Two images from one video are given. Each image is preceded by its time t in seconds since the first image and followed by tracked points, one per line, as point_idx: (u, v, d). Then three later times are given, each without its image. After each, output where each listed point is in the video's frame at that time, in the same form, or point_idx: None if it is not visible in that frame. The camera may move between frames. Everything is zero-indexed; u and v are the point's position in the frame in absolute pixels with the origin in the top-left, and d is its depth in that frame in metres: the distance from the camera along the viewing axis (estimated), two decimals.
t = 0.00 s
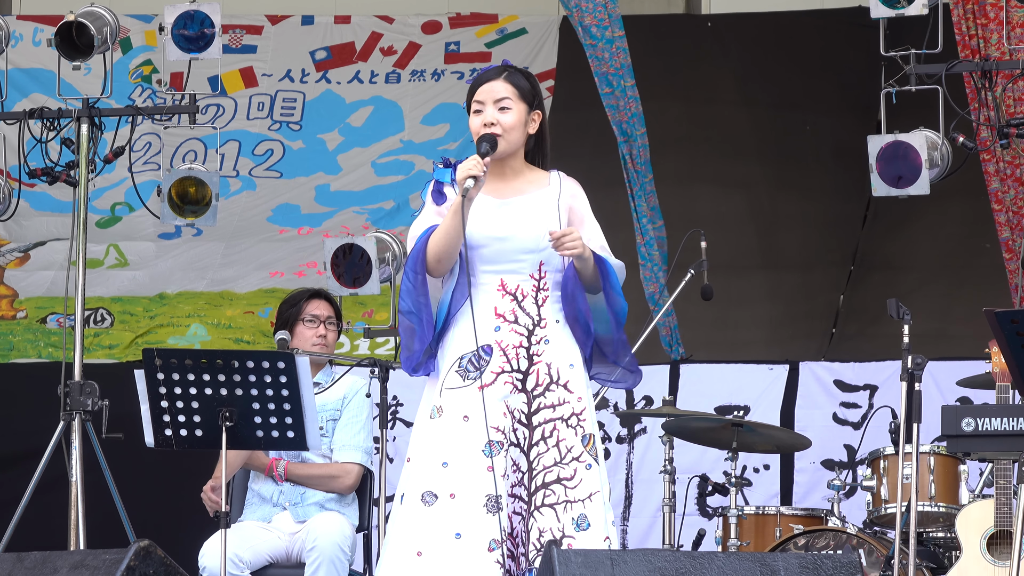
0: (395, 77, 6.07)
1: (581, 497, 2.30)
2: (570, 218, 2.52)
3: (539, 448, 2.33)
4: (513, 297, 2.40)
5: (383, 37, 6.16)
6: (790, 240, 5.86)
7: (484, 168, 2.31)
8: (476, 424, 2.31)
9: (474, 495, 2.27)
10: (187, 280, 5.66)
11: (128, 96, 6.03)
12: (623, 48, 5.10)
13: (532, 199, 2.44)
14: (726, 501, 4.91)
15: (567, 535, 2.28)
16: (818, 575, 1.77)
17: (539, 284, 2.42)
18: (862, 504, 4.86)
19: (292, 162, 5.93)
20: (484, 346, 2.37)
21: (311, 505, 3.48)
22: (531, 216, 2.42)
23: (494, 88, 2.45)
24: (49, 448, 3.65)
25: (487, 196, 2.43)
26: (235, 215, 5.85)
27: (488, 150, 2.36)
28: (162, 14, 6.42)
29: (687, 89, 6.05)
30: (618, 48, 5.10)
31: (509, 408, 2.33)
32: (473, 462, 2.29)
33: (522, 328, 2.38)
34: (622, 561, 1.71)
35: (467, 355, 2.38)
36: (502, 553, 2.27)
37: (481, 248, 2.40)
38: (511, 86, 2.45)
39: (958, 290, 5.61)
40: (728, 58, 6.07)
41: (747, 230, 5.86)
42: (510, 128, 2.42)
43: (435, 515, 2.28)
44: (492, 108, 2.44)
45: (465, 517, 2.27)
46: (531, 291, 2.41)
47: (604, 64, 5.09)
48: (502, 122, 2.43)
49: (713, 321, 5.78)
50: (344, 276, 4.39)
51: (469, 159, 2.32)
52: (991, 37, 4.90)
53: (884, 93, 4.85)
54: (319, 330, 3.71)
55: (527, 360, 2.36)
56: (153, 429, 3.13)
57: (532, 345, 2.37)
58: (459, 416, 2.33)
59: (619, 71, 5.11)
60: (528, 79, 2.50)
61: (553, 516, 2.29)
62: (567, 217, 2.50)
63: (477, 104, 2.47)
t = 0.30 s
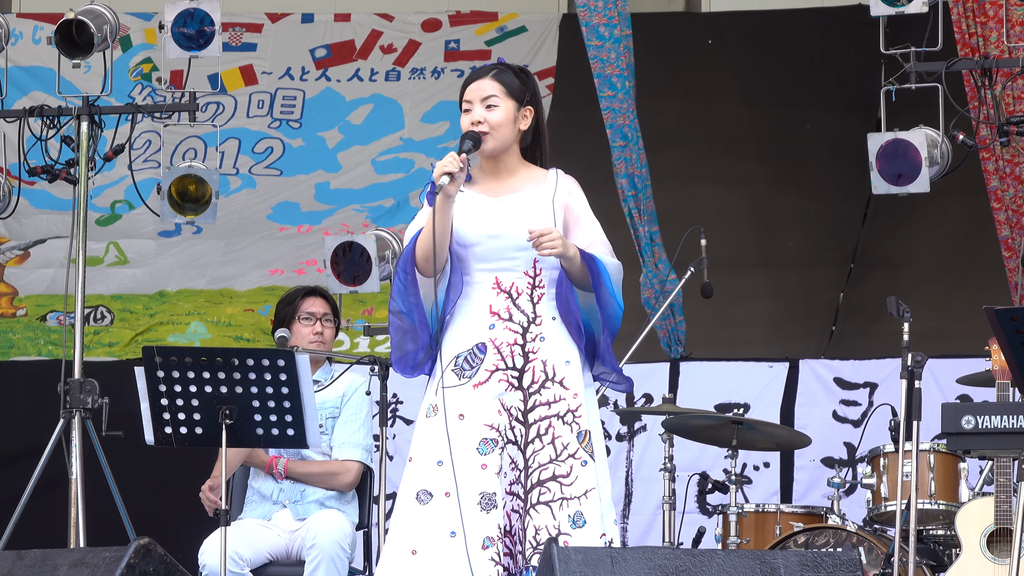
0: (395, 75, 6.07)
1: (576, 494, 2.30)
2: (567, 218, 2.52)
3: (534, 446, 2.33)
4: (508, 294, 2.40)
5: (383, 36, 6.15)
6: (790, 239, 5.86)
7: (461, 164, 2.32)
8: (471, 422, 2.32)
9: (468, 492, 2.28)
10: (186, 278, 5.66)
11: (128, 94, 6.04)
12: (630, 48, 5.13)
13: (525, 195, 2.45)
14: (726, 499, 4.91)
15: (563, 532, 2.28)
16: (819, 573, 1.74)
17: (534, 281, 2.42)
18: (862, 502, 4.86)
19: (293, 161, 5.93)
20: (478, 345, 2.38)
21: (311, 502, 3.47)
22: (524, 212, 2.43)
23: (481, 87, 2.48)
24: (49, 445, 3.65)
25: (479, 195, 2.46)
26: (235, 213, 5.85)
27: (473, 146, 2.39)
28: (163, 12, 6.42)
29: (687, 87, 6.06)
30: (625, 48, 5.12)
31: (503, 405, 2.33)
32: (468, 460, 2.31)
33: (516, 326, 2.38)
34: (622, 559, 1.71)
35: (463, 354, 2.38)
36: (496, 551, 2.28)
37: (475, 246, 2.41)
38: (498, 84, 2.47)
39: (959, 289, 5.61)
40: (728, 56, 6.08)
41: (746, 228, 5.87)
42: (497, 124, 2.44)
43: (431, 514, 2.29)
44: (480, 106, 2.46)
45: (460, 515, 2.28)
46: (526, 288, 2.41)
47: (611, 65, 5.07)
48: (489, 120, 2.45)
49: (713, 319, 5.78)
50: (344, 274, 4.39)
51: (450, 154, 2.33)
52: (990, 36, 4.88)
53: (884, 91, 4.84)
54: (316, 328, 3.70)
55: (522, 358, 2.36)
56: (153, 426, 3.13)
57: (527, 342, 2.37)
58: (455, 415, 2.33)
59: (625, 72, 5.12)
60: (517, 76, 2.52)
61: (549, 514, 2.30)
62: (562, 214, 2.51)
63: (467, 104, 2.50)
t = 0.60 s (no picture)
0: (395, 73, 6.07)
1: (573, 492, 2.30)
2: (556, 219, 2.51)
3: (530, 444, 2.35)
4: (503, 293, 2.41)
5: (383, 33, 6.15)
6: (790, 237, 5.86)
7: (441, 165, 2.31)
8: (466, 421, 2.31)
9: (462, 491, 2.27)
10: (186, 276, 5.66)
11: (128, 92, 6.04)
12: (633, 47, 5.13)
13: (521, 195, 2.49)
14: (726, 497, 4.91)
15: (560, 530, 2.29)
16: (819, 572, 1.75)
17: (529, 280, 2.43)
18: (862, 500, 4.87)
19: (293, 159, 5.93)
20: (472, 343, 2.38)
21: (311, 500, 3.46)
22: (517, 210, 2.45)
23: (471, 88, 2.47)
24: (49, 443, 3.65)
25: (477, 195, 2.49)
26: (235, 211, 5.85)
27: (459, 146, 2.38)
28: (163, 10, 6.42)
29: (687, 85, 6.06)
30: (627, 47, 5.13)
31: (497, 403, 2.33)
32: (462, 458, 2.29)
33: (511, 324, 2.39)
34: (622, 557, 1.71)
35: (459, 352, 2.37)
36: (491, 548, 2.27)
37: (470, 245, 2.43)
38: (489, 85, 2.47)
39: (959, 287, 5.61)
40: (728, 53, 6.09)
41: (746, 226, 5.87)
42: (488, 126, 2.45)
43: (427, 512, 2.28)
44: (471, 108, 2.46)
45: (456, 514, 2.27)
46: (521, 286, 2.42)
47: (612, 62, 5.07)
48: (480, 122, 2.45)
49: (712, 317, 5.78)
50: (344, 272, 4.39)
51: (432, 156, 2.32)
52: (989, 34, 4.88)
53: (883, 89, 4.84)
54: (315, 327, 3.70)
55: (517, 356, 2.37)
56: (153, 425, 3.13)
57: (522, 340, 2.38)
58: (451, 414, 2.33)
59: (626, 71, 5.12)
60: (507, 76, 2.52)
61: (546, 512, 2.30)
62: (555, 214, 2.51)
63: (458, 105, 2.50)
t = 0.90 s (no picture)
0: (395, 74, 6.06)
1: (565, 491, 2.30)
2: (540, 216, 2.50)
3: (522, 445, 2.35)
4: (494, 294, 2.43)
5: (383, 34, 6.15)
6: (790, 237, 5.86)
7: (419, 174, 2.34)
8: (459, 423, 2.33)
9: (452, 491, 2.28)
10: (186, 277, 5.67)
11: (128, 92, 6.04)
12: (633, 48, 5.14)
13: (509, 195, 2.51)
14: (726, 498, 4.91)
15: (554, 531, 2.29)
16: (819, 572, 1.74)
17: (519, 280, 2.44)
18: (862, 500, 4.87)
19: (292, 159, 5.93)
20: (464, 346, 2.40)
21: (311, 501, 3.47)
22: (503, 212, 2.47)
23: (464, 87, 2.49)
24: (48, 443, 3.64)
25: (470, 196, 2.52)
26: (235, 211, 5.85)
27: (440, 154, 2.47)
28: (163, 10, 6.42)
29: (687, 86, 6.06)
30: (628, 49, 5.13)
31: (488, 404, 2.34)
32: (452, 458, 2.31)
33: (501, 324, 2.40)
34: (622, 557, 1.70)
35: (453, 355, 2.40)
36: (479, 549, 2.27)
37: (460, 248, 2.46)
38: (481, 85, 2.49)
39: (959, 287, 5.61)
40: (728, 54, 6.09)
41: (746, 227, 5.87)
42: (476, 126, 2.47)
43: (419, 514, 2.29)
44: (462, 107, 2.48)
45: (447, 515, 2.28)
46: (511, 286, 2.43)
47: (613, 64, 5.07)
48: (469, 121, 2.48)
49: (712, 318, 5.78)
50: (344, 272, 4.39)
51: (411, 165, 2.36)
52: (988, 34, 4.87)
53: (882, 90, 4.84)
54: (315, 327, 3.70)
55: (508, 356, 2.38)
56: (152, 425, 3.13)
57: (513, 341, 2.40)
58: (444, 416, 2.34)
59: (627, 72, 5.11)
60: (502, 77, 2.53)
61: (539, 513, 2.31)
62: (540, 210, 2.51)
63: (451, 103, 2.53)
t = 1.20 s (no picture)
0: (395, 73, 6.07)
1: (559, 490, 2.37)
2: (540, 212, 2.52)
3: (516, 444, 2.41)
4: (487, 293, 2.47)
5: (383, 33, 6.15)
6: (789, 236, 5.86)
7: (405, 175, 2.39)
8: (452, 422, 2.37)
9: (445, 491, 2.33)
10: (186, 275, 5.67)
11: (128, 92, 6.05)
12: (631, 49, 5.08)
13: (502, 191, 2.53)
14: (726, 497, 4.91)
15: (549, 530, 2.35)
16: (819, 571, 1.74)
17: (512, 280, 2.48)
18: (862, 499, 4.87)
19: (292, 158, 5.93)
20: (458, 344, 2.45)
21: (311, 500, 3.47)
22: (496, 211, 2.51)
23: (450, 88, 2.54)
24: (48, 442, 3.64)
25: (461, 195, 2.58)
26: (235, 211, 5.85)
27: (428, 152, 2.53)
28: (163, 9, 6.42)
29: (687, 85, 6.07)
30: (626, 48, 5.09)
31: (482, 404, 2.40)
32: (446, 458, 2.36)
33: (494, 324, 2.45)
34: (622, 556, 1.70)
35: (448, 353, 2.44)
36: (472, 548, 2.33)
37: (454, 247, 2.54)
38: (467, 84, 2.53)
39: (959, 286, 5.60)
40: (727, 53, 6.09)
41: (745, 226, 5.87)
42: (462, 125, 2.51)
43: (414, 514, 2.34)
44: (449, 107, 2.53)
45: (441, 514, 2.33)
46: (504, 286, 2.47)
47: (610, 64, 5.04)
48: (456, 120, 2.52)
49: (712, 317, 5.76)
50: (343, 271, 4.39)
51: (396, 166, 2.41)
52: (988, 32, 4.88)
53: (883, 88, 4.83)
54: (313, 326, 3.70)
55: (501, 356, 2.43)
56: (153, 424, 3.13)
57: (505, 340, 2.44)
58: (439, 415, 2.39)
59: (624, 72, 5.07)
60: (490, 76, 2.57)
61: (533, 512, 2.37)
62: (536, 209, 2.52)
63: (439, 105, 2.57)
